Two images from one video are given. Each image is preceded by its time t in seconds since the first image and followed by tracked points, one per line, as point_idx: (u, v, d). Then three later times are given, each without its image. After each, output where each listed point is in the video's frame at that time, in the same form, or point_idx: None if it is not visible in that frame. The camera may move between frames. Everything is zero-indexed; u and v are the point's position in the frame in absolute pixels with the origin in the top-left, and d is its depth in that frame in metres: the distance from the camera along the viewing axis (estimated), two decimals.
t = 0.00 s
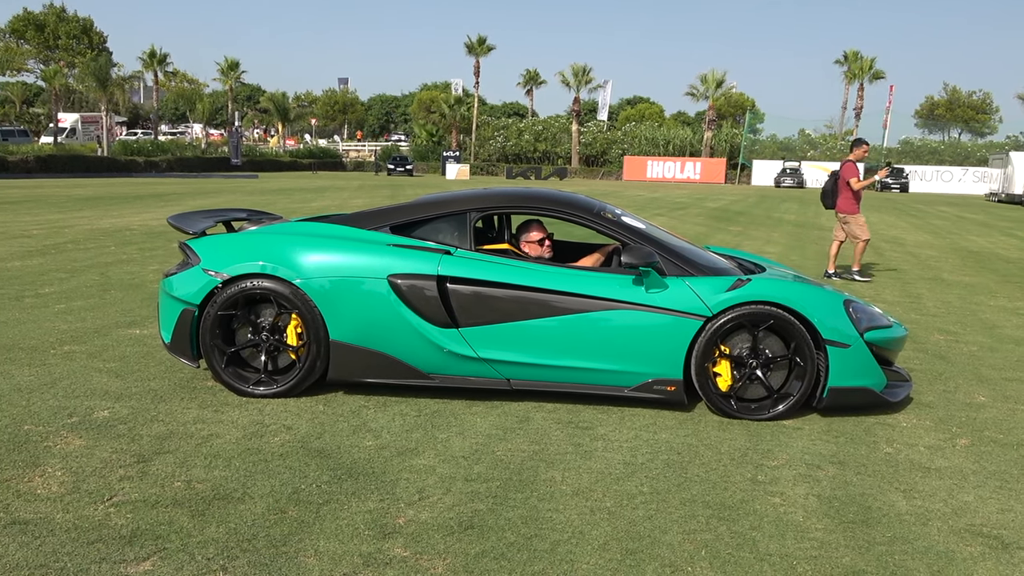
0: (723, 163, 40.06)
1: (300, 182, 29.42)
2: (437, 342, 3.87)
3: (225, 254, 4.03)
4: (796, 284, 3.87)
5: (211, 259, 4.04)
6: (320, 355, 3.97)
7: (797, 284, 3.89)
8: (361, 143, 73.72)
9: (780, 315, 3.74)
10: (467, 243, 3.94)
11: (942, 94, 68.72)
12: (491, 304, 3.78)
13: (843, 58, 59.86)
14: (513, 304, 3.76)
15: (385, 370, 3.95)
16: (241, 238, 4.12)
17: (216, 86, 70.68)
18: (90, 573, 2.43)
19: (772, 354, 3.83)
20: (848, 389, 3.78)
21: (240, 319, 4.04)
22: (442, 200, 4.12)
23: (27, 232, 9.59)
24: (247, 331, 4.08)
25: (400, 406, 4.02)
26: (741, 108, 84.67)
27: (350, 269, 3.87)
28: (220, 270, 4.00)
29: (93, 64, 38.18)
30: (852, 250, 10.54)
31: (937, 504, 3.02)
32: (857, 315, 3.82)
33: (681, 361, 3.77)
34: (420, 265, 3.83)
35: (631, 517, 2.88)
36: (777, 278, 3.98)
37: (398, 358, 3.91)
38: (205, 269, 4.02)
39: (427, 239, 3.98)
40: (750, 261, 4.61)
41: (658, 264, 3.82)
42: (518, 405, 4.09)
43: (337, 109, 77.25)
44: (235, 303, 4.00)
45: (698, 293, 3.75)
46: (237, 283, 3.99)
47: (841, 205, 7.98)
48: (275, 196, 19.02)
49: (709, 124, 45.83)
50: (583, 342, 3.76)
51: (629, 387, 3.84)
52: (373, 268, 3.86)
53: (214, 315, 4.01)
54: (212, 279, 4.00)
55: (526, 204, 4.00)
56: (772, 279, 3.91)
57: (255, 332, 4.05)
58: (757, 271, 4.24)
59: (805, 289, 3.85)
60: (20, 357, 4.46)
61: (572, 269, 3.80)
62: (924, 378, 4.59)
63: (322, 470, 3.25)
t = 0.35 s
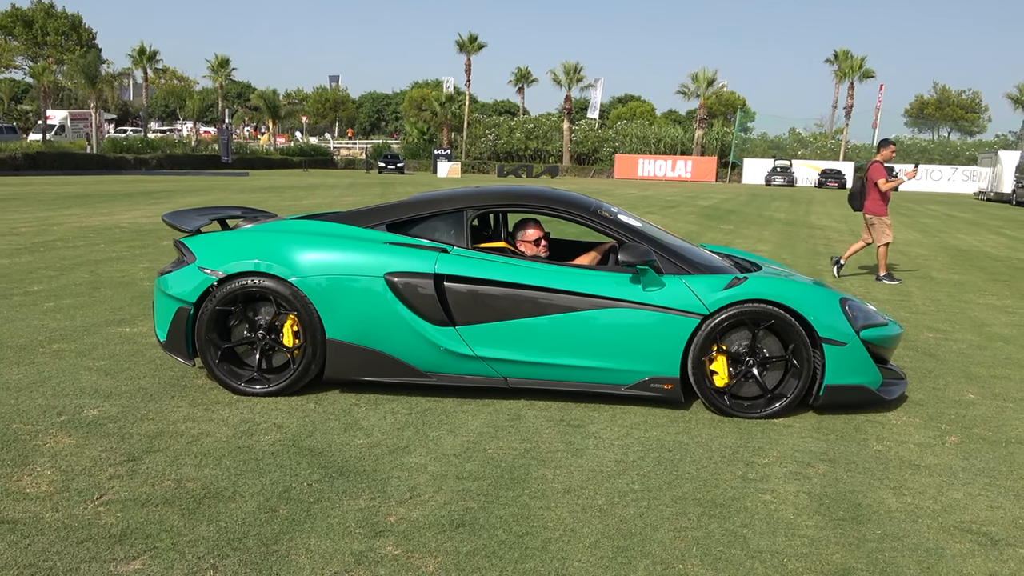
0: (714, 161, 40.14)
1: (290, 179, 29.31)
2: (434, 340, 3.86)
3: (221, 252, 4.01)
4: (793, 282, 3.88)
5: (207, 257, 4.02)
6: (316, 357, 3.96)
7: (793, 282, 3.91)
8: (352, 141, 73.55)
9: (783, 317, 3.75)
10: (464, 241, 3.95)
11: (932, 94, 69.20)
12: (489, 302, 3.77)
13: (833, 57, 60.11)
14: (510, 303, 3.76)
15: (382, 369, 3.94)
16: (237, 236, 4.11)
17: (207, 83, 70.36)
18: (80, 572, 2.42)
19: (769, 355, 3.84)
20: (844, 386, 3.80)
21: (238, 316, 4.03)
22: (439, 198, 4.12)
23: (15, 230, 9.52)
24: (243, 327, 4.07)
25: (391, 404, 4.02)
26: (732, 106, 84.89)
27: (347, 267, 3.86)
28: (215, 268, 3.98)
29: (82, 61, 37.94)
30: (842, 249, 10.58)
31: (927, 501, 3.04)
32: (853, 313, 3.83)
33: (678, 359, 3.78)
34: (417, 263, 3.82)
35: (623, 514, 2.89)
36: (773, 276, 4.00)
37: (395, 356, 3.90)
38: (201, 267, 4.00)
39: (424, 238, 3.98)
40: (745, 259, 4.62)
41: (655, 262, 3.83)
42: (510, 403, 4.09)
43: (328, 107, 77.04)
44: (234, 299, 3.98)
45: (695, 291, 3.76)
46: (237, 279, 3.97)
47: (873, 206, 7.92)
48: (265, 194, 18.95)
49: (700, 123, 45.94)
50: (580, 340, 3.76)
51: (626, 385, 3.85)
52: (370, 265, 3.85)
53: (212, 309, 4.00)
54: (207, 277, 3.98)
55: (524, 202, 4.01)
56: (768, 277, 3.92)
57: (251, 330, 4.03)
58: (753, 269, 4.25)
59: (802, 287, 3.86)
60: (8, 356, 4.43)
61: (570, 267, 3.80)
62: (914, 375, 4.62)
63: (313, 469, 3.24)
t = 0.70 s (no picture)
0: (708, 160, 40.22)
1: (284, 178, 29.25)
2: (437, 340, 3.86)
3: (224, 251, 4.00)
4: (796, 282, 3.89)
5: (209, 256, 4.01)
6: (316, 362, 3.96)
7: (796, 281, 3.92)
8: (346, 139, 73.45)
9: (794, 322, 3.75)
10: (466, 240, 3.94)
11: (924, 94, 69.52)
12: (493, 302, 3.77)
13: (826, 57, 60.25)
14: (514, 302, 3.76)
15: (386, 368, 3.94)
16: (239, 235, 4.10)
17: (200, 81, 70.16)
18: (73, 571, 2.42)
19: (774, 358, 3.84)
20: (847, 386, 3.81)
21: (243, 312, 4.02)
22: (442, 196, 4.11)
23: (8, 228, 9.48)
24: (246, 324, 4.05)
25: (385, 403, 4.02)
26: (726, 105, 85.04)
27: (350, 266, 3.86)
28: (218, 267, 3.97)
29: (74, 58, 37.79)
30: (835, 248, 10.61)
31: (919, 500, 3.05)
32: (856, 313, 3.84)
33: (681, 358, 3.78)
34: (420, 262, 3.82)
35: (617, 513, 2.89)
36: (775, 275, 4.00)
37: (398, 355, 3.90)
38: (204, 266, 3.99)
39: (427, 237, 3.97)
40: (747, 258, 4.62)
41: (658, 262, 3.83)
42: (504, 402, 4.09)
43: (321, 105, 76.88)
44: (242, 296, 3.96)
45: (699, 290, 3.77)
46: (248, 276, 3.96)
47: (901, 205, 7.84)
48: (258, 192, 18.88)
49: (694, 121, 46.02)
50: (583, 339, 3.76)
51: (629, 384, 3.85)
52: (373, 265, 3.84)
53: (219, 303, 3.98)
54: (210, 276, 3.98)
55: (526, 201, 4.00)
56: (771, 277, 3.93)
57: (254, 327, 4.02)
58: (756, 268, 4.26)
59: (805, 286, 3.87)
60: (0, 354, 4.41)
61: (574, 267, 3.80)
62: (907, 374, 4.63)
63: (307, 467, 3.24)
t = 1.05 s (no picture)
0: (700, 159, 40.29)
1: (275, 176, 29.18)
2: (441, 338, 3.86)
3: (226, 248, 3.99)
4: (801, 281, 3.90)
5: (212, 254, 3.99)
6: (316, 367, 3.96)
7: (801, 281, 3.92)
8: (337, 137, 73.29)
9: (804, 329, 3.77)
10: (470, 239, 3.94)
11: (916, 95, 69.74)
12: (498, 301, 3.76)
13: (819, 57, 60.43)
14: (519, 301, 3.76)
15: (390, 366, 3.94)
16: (241, 232, 4.09)
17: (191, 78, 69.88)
18: (64, 570, 2.41)
19: (777, 363, 3.85)
20: (850, 385, 3.83)
21: (249, 308, 4.01)
22: (445, 195, 4.11)
23: None
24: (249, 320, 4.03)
25: (377, 401, 4.02)
26: (718, 104, 85.13)
27: (353, 264, 3.85)
28: (221, 265, 3.96)
29: (65, 55, 37.58)
30: (827, 248, 10.64)
31: (911, 498, 3.07)
32: (860, 312, 3.86)
33: (685, 358, 3.79)
34: (425, 261, 3.81)
35: (609, 511, 2.90)
36: (778, 275, 4.01)
37: (402, 353, 3.90)
38: (207, 264, 3.97)
39: (431, 235, 3.97)
40: (750, 258, 4.63)
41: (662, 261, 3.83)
42: (497, 401, 4.10)
43: (314, 103, 76.71)
44: (252, 292, 3.95)
45: (704, 290, 3.77)
46: (264, 275, 3.93)
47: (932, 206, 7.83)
48: (250, 190, 18.82)
49: (687, 121, 46.09)
50: (587, 337, 3.77)
51: (634, 382, 3.85)
52: (377, 263, 3.84)
53: (228, 296, 3.96)
54: (213, 274, 3.96)
55: (530, 200, 4.00)
56: (775, 276, 3.93)
57: (259, 323, 4.01)
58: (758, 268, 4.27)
59: (812, 286, 3.88)
60: None
61: (578, 266, 3.81)
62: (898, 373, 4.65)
63: (298, 466, 3.23)
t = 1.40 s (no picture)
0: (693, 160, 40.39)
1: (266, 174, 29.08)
2: (442, 338, 3.86)
3: (227, 247, 3.98)
4: (802, 282, 3.91)
5: (213, 253, 3.98)
6: (315, 368, 3.96)
7: (802, 282, 3.94)
8: (330, 135, 73.10)
9: (809, 334, 3.79)
10: (471, 239, 3.94)
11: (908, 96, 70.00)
12: (500, 301, 3.76)
13: (811, 58, 60.57)
14: (521, 302, 3.76)
15: (391, 366, 3.93)
16: (242, 231, 4.08)
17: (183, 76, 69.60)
18: (54, 570, 2.40)
19: (777, 367, 3.87)
20: (849, 385, 3.84)
21: (254, 305, 3.99)
22: (447, 195, 4.11)
23: None
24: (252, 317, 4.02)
25: (370, 400, 4.02)
26: (711, 105, 85.24)
27: (355, 263, 3.85)
28: (221, 264, 3.95)
29: (57, 52, 37.40)
30: (818, 248, 10.66)
31: (900, 498, 3.08)
32: (859, 313, 3.88)
33: (686, 358, 3.80)
34: (426, 261, 3.81)
35: (600, 511, 2.90)
36: (779, 276, 4.02)
37: (402, 353, 3.90)
38: (207, 263, 3.96)
39: (432, 235, 3.97)
40: (749, 258, 4.64)
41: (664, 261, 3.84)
42: (490, 400, 4.10)
43: (306, 101, 76.56)
44: (258, 291, 3.94)
45: (705, 290, 3.78)
46: (270, 275, 3.92)
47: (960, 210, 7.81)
48: (242, 188, 18.76)
49: (680, 121, 46.15)
50: (589, 338, 3.77)
51: (634, 382, 3.86)
52: (378, 263, 3.83)
53: (235, 291, 3.95)
54: (213, 273, 3.95)
55: (532, 200, 4.00)
56: (776, 277, 3.95)
57: (260, 322, 3.99)
58: (758, 268, 4.27)
59: (812, 287, 3.89)
60: None
61: (580, 266, 3.81)
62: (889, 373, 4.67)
63: (290, 465, 3.23)
